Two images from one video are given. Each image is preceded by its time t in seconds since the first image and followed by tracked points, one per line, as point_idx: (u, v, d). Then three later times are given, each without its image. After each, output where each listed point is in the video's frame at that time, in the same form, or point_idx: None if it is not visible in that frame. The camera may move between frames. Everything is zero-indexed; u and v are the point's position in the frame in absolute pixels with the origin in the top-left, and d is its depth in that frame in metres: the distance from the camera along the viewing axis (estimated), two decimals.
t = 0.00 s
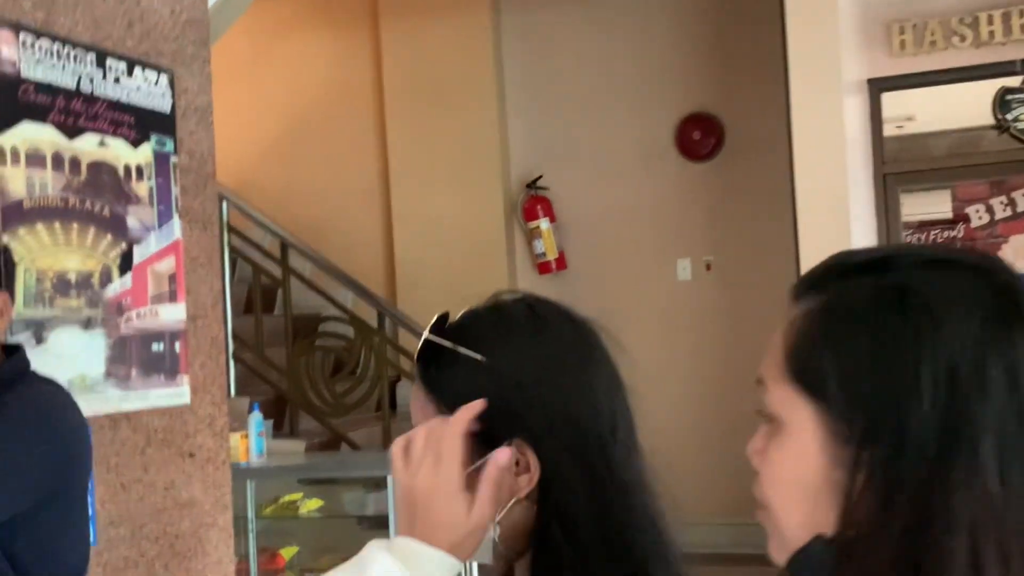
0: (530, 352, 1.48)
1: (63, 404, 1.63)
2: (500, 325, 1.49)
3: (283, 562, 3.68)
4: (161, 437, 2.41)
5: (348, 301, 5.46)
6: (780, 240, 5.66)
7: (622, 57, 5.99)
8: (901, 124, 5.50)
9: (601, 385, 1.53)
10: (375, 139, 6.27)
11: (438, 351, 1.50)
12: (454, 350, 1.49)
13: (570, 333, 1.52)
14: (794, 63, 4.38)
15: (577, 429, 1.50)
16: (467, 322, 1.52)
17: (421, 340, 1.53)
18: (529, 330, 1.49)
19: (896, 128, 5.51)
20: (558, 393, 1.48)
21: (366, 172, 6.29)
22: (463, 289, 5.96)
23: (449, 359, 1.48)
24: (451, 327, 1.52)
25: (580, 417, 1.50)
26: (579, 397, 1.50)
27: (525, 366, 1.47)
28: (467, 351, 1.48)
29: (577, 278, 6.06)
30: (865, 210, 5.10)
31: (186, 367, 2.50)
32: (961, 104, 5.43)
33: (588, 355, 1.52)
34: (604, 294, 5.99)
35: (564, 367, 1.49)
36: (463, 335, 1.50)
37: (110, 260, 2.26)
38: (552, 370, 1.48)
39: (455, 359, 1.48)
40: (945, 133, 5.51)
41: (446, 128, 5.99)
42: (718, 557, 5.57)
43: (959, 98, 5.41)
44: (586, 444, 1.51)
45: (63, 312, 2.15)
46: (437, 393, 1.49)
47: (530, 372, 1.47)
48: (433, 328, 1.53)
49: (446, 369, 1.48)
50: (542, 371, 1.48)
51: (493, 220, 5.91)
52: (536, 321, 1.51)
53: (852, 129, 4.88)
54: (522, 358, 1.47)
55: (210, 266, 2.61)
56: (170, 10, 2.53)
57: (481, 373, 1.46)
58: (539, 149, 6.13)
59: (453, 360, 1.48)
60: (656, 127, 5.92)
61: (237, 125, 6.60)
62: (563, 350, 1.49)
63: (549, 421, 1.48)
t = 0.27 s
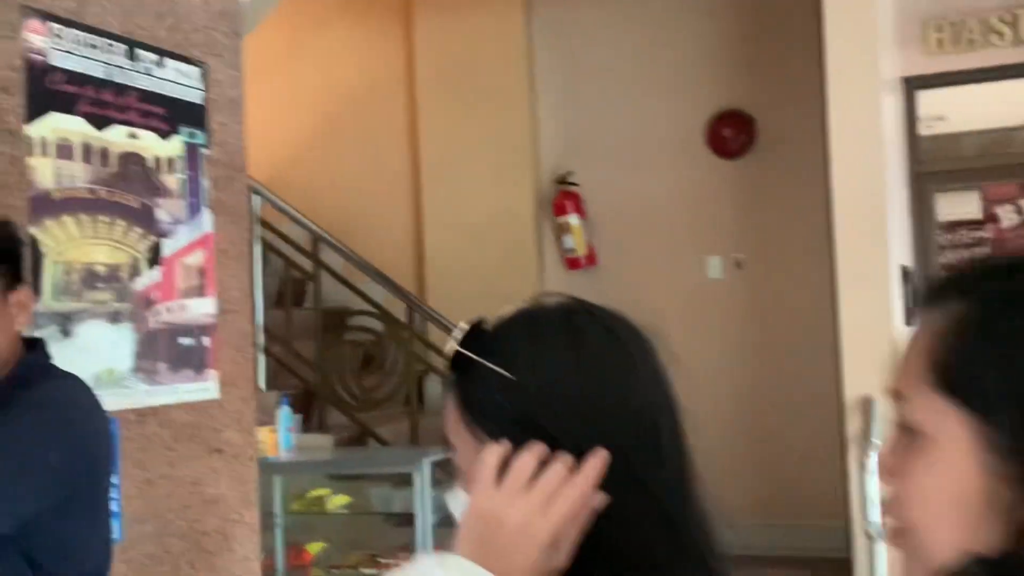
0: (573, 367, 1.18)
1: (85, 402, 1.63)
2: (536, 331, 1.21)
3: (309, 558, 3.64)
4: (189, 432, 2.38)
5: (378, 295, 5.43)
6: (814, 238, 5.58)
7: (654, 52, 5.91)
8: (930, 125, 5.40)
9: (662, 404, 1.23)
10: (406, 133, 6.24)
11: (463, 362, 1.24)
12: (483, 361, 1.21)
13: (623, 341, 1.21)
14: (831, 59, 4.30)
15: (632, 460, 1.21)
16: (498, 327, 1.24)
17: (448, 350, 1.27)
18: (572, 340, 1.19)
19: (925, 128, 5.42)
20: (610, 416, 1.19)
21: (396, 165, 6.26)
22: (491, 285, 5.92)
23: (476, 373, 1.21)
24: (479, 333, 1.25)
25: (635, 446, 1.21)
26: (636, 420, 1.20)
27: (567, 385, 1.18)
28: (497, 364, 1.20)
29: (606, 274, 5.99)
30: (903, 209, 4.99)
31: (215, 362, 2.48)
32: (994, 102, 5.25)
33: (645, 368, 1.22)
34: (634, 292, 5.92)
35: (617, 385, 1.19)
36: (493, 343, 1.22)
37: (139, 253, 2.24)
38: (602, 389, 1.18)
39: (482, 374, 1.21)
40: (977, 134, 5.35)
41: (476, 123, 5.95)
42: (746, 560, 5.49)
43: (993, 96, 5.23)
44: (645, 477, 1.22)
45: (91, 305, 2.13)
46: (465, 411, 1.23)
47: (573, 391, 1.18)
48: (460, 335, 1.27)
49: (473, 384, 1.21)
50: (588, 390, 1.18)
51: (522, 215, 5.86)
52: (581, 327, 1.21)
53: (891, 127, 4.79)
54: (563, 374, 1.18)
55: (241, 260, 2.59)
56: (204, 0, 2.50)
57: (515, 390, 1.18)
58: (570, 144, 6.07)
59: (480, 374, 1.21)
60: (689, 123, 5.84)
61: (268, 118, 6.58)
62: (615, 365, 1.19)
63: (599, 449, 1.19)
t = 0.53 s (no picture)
0: (661, 383, 1.06)
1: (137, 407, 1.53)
2: (624, 337, 1.08)
3: (361, 563, 3.60)
4: (240, 437, 2.34)
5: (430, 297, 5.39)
6: (876, 241, 5.43)
7: (711, 50, 5.80)
8: (992, 124, 5.25)
9: (759, 437, 1.08)
10: (458, 133, 6.19)
11: (545, 361, 1.13)
12: (563, 363, 1.10)
13: (722, 358, 1.08)
14: (898, 56, 4.15)
15: (717, 497, 1.07)
16: (587, 327, 1.13)
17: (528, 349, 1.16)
18: (663, 351, 1.07)
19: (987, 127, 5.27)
20: (694, 444, 1.05)
21: (449, 167, 6.21)
22: (543, 287, 5.85)
23: (554, 377, 1.10)
24: (567, 332, 1.14)
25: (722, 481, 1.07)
26: (726, 446, 1.06)
27: (651, 396, 1.05)
28: (577, 367, 1.08)
29: (661, 277, 5.86)
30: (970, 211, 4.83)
31: (267, 365, 2.44)
32: None
33: (743, 390, 1.08)
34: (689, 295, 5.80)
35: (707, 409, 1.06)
36: (578, 347, 1.11)
37: (192, 255, 2.21)
38: (689, 411, 1.05)
39: (560, 379, 1.09)
40: None
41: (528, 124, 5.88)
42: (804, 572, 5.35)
43: None
44: (730, 518, 1.08)
45: (143, 308, 2.09)
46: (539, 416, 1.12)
47: (655, 410, 1.05)
48: (546, 332, 1.17)
49: (551, 387, 1.10)
50: (673, 412, 1.05)
51: (575, 217, 5.79)
52: (674, 337, 1.08)
53: (960, 125, 4.63)
54: (646, 390, 1.05)
55: (294, 262, 2.55)
56: None
57: (593, 401, 1.07)
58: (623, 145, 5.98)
59: (556, 379, 1.10)
60: (746, 123, 5.72)
61: (321, 119, 6.56)
62: (707, 385, 1.06)
63: (679, 479, 1.06)
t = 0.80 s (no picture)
0: (826, 373, 0.96)
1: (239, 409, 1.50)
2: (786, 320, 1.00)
3: (448, 563, 3.60)
4: (332, 437, 2.35)
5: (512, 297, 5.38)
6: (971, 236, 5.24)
7: (795, 43, 5.67)
8: None
9: (936, 446, 0.97)
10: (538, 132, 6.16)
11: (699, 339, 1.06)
12: (720, 343, 1.03)
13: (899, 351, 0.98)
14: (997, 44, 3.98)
15: (877, 503, 0.96)
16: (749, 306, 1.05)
17: (682, 325, 1.10)
18: (830, 338, 0.98)
19: None
20: (863, 445, 0.95)
21: (528, 166, 6.15)
22: (625, 287, 5.80)
23: (709, 357, 1.03)
24: (727, 309, 1.06)
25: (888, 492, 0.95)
26: (896, 449, 0.95)
27: (816, 380, 0.96)
28: (735, 348, 1.01)
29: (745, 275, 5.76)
30: None
31: (358, 365, 2.45)
32: None
33: (919, 389, 0.97)
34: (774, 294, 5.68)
35: (878, 406, 0.95)
36: (737, 326, 1.03)
37: (283, 257, 2.23)
38: (856, 407, 0.95)
39: (717, 360, 1.02)
40: None
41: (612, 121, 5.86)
42: None
43: None
44: (897, 533, 0.96)
45: (238, 309, 2.12)
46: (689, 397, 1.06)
47: (817, 403, 0.96)
48: (704, 308, 1.09)
49: (707, 368, 1.03)
50: (836, 402, 0.95)
51: (656, 216, 5.71)
52: (849, 325, 0.99)
53: None
54: (810, 381, 0.96)
55: (382, 262, 2.55)
56: None
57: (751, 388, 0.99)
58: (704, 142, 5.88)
59: (712, 359, 1.03)
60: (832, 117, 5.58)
61: (402, 121, 6.59)
62: (881, 381, 0.96)
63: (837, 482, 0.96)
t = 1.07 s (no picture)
0: (997, 354, 0.92)
1: (380, 395, 1.54)
2: (955, 298, 0.95)
3: (566, 552, 3.59)
4: (454, 425, 2.38)
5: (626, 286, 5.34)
6: None
7: (920, 20, 5.45)
8: None
9: None
10: (650, 118, 6.08)
11: (856, 315, 1.01)
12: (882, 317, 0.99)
13: None
14: None
15: None
16: (911, 284, 1.01)
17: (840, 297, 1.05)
18: (1002, 318, 0.93)
19: None
20: None
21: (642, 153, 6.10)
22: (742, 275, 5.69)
23: (867, 334, 0.99)
24: (887, 287, 1.02)
25: None
26: None
27: (987, 365, 0.92)
28: (899, 325, 0.97)
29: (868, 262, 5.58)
30: None
31: (478, 354, 2.47)
32: None
33: None
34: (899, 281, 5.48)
35: None
36: (899, 304, 0.99)
37: (405, 246, 2.27)
38: None
39: (878, 338, 0.98)
40: None
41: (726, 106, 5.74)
42: None
43: None
44: None
45: (363, 299, 2.16)
46: (845, 375, 1.02)
47: (985, 389, 0.92)
48: (859, 285, 1.04)
49: (867, 347, 0.99)
50: (1007, 388, 0.91)
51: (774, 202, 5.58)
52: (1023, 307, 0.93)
53: None
54: (981, 362, 0.92)
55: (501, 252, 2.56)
56: None
57: (917, 368, 0.95)
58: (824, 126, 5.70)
59: (872, 336, 0.99)
60: (961, 96, 5.34)
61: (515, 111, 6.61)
62: None
63: (1007, 468, 0.92)
